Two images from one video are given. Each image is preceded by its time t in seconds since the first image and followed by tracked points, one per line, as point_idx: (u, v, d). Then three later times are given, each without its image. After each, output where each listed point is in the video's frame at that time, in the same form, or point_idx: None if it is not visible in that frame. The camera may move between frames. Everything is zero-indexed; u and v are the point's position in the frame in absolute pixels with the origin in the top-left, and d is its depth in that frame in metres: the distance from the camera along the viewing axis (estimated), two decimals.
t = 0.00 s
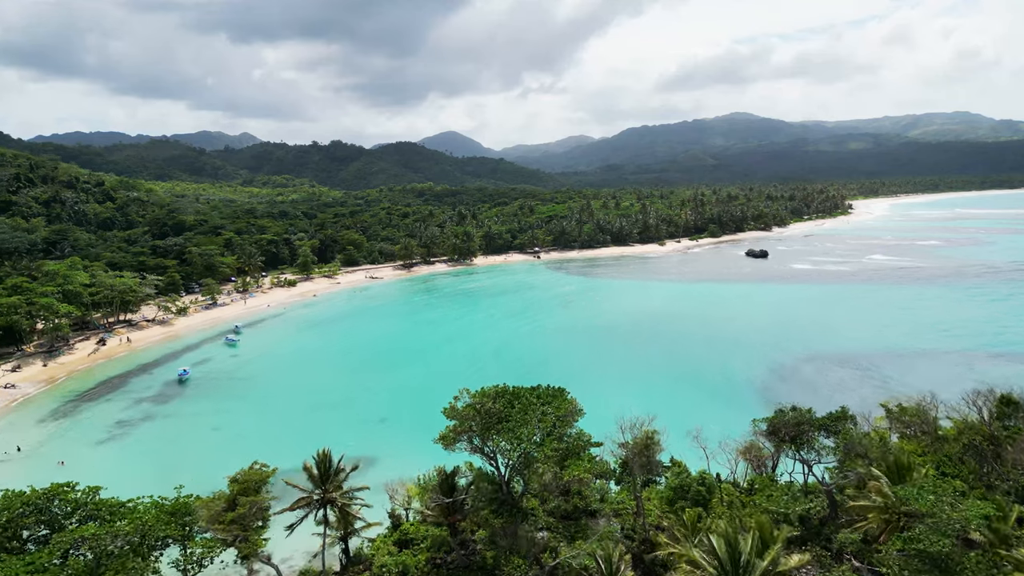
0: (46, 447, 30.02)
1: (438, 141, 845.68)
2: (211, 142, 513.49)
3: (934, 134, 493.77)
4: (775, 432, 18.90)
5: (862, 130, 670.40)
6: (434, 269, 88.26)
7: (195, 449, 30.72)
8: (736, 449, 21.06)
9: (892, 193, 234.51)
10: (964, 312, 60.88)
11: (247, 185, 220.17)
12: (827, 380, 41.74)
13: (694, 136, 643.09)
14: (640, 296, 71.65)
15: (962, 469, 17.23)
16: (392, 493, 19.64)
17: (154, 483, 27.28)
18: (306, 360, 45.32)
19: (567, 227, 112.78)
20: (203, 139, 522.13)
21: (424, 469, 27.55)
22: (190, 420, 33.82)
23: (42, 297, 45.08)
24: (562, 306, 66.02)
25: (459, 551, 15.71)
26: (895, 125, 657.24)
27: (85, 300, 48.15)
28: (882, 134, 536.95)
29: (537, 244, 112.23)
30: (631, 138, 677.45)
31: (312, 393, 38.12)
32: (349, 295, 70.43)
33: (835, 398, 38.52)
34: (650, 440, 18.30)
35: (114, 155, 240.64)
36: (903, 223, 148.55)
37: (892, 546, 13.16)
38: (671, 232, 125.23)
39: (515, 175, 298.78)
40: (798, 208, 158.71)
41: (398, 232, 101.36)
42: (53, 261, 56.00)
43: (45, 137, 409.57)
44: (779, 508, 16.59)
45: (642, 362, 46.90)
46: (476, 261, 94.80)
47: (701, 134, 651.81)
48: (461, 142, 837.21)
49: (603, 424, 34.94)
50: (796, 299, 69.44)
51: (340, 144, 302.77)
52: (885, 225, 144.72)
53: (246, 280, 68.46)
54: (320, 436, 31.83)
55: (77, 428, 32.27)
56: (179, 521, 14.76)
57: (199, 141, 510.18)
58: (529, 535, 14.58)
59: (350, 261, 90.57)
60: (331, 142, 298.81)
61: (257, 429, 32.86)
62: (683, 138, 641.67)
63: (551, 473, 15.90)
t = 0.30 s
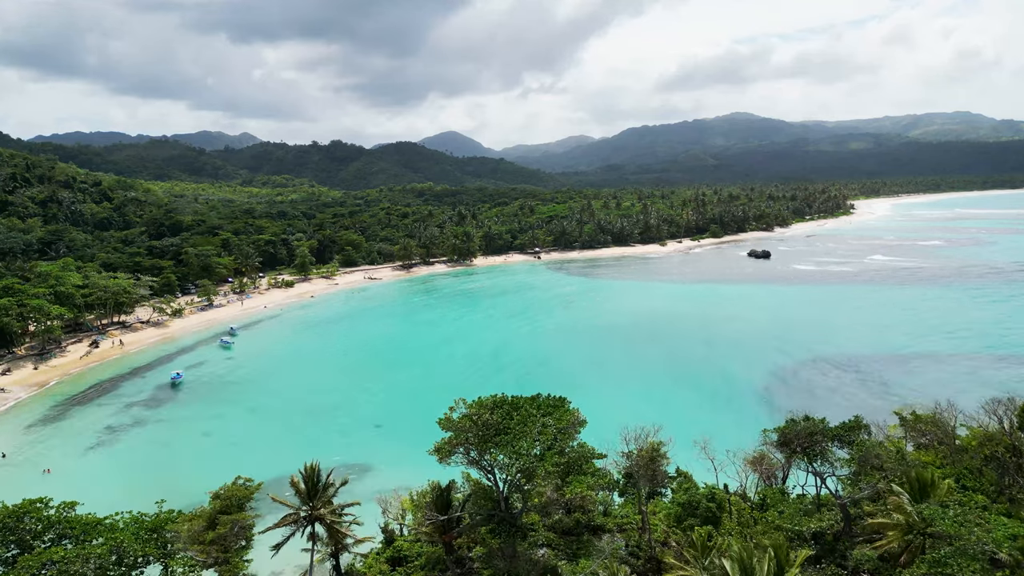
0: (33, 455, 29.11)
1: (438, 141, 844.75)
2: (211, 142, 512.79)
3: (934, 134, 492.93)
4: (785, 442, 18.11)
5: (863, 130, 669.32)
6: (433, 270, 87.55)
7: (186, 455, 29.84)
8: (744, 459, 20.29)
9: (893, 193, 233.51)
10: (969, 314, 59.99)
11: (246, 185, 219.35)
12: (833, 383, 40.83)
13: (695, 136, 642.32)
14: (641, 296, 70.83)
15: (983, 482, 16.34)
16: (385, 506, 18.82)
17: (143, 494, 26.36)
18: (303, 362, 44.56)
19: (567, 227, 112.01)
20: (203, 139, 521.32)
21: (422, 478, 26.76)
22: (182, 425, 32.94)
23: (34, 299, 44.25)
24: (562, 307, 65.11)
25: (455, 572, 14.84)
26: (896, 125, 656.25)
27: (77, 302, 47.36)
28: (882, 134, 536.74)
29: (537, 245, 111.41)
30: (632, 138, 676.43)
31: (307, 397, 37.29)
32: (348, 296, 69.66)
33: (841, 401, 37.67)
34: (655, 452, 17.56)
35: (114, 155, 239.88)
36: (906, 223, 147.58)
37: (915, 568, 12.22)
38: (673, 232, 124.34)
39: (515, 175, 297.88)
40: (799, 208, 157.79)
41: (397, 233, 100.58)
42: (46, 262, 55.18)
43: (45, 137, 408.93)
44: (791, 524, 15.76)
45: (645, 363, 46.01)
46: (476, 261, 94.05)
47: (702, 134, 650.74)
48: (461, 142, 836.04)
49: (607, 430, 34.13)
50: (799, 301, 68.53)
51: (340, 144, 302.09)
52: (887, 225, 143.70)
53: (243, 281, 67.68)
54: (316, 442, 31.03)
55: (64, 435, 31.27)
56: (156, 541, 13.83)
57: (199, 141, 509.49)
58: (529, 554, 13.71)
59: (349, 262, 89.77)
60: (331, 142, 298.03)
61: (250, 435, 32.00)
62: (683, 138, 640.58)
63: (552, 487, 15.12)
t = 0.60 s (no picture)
0: (18, 463, 28.25)
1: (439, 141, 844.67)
2: (211, 142, 512.78)
3: (935, 134, 491.77)
4: (799, 453, 17.27)
5: (864, 130, 668.15)
6: (433, 270, 86.84)
7: (177, 464, 28.94)
8: (753, 469, 19.49)
9: (895, 193, 232.52)
10: (975, 316, 59.07)
11: (246, 185, 218.62)
12: (840, 386, 39.86)
13: (695, 136, 641.54)
14: (643, 297, 70.12)
15: (1008, 494, 15.46)
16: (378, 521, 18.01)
17: (130, 505, 25.48)
18: (301, 365, 43.74)
19: (568, 227, 111.23)
20: (204, 139, 521.35)
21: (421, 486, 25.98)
22: (173, 432, 32.02)
23: (25, 301, 43.42)
24: (563, 308, 64.17)
25: None
26: (897, 125, 655.19)
27: (70, 304, 46.59)
28: (883, 134, 535.66)
29: (537, 245, 110.64)
30: (632, 138, 675.23)
31: (303, 401, 36.44)
32: (347, 297, 68.94)
33: (849, 405, 36.74)
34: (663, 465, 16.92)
35: (113, 155, 239.30)
36: (908, 223, 146.66)
37: None
38: (674, 232, 123.51)
39: (516, 176, 297.06)
40: (802, 208, 156.89)
41: (396, 233, 99.84)
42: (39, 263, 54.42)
43: (45, 137, 408.78)
44: (806, 541, 14.95)
45: (649, 365, 45.10)
46: (476, 261, 93.27)
47: (703, 134, 649.86)
48: (461, 142, 835.97)
49: (611, 434, 33.27)
50: (802, 302, 67.67)
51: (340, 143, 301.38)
52: (890, 225, 142.72)
53: (240, 282, 66.96)
54: (310, 449, 30.16)
55: (51, 442, 30.42)
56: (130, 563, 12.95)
57: (199, 141, 509.20)
58: None
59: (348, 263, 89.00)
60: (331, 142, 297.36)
61: (245, 442, 31.09)
62: (684, 138, 639.71)
63: (553, 504, 14.26)
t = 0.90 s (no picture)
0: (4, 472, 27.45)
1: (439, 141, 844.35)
2: (211, 142, 512.33)
3: (936, 134, 490.94)
4: (813, 466, 16.42)
5: (865, 130, 666.94)
6: (432, 271, 86.01)
7: (168, 473, 28.08)
8: (764, 481, 18.72)
9: (897, 193, 231.57)
10: (982, 318, 57.99)
11: (245, 185, 217.86)
12: (847, 389, 39.01)
13: (696, 136, 640.28)
14: (645, 298, 69.41)
15: None
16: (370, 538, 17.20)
17: (120, 517, 24.61)
18: (298, 368, 42.95)
19: (568, 227, 110.38)
20: (203, 139, 520.51)
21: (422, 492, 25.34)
22: (164, 439, 31.17)
23: (16, 303, 42.59)
24: (563, 309, 63.32)
25: None
26: (898, 125, 654.09)
27: (62, 305, 45.78)
28: (884, 134, 534.69)
29: (538, 245, 109.83)
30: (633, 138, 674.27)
31: (300, 406, 35.66)
32: (346, 298, 68.17)
33: (859, 410, 35.66)
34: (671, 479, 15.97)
35: (113, 155, 238.60)
36: (911, 223, 145.77)
37: None
38: (675, 232, 122.69)
39: (516, 176, 296.29)
40: (804, 208, 156.03)
41: (395, 233, 99.00)
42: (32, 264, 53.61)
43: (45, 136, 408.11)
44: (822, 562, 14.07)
45: (653, 367, 44.34)
46: (476, 262, 92.40)
47: (704, 134, 648.64)
48: (461, 142, 835.22)
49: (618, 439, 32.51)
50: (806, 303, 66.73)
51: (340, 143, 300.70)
52: (892, 225, 141.85)
53: (237, 283, 66.17)
54: (306, 457, 29.31)
55: (38, 449, 29.57)
56: None
57: (199, 142, 508.63)
58: None
59: (346, 263, 88.16)
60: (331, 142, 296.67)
61: (239, 449, 30.25)
62: (684, 138, 638.67)
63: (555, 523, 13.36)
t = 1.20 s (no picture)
0: None
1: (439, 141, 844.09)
2: (212, 142, 512.59)
3: (936, 134, 490.28)
4: (830, 479, 15.56)
5: (866, 130, 665.86)
6: (432, 272, 85.12)
7: (156, 482, 27.13)
8: (774, 494, 17.99)
9: (899, 193, 230.61)
10: (989, 319, 57.07)
11: (245, 185, 217.18)
12: (855, 392, 38.11)
13: (696, 136, 639.26)
14: (647, 299, 68.50)
15: None
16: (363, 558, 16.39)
17: (106, 529, 23.72)
18: (295, 372, 42.07)
19: (569, 227, 109.50)
20: (204, 140, 520.97)
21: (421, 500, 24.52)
22: (154, 445, 30.30)
23: (6, 305, 41.78)
24: (563, 310, 62.39)
25: None
26: (898, 125, 652.85)
27: (54, 307, 44.98)
28: (884, 135, 533.94)
29: (538, 246, 108.99)
30: (633, 138, 673.29)
31: (296, 412, 34.75)
32: (344, 299, 67.21)
33: (867, 413, 34.71)
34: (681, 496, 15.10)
35: (113, 155, 237.92)
36: (914, 223, 144.77)
37: None
38: (677, 233, 121.84)
39: (517, 176, 295.46)
40: (806, 208, 155.15)
41: (394, 233, 98.23)
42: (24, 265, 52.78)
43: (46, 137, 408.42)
44: None
45: (657, 370, 43.43)
46: (476, 262, 91.58)
47: (704, 134, 647.71)
48: (461, 142, 835.27)
49: (622, 444, 31.61)
50: (809, 304, 65.83)
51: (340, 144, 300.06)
52: (895, 225, 140.88)
53: (234, 283, 65.36)
54: (300, 465, 28.38)
55: (24, 456, 28.73)
56: None
57: (200, 142, 508.71)
58: None
59: (345, 264, 87.37)
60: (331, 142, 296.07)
61: (231, 456, 29.33)
62: (685, 138, 637.68)
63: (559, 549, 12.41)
